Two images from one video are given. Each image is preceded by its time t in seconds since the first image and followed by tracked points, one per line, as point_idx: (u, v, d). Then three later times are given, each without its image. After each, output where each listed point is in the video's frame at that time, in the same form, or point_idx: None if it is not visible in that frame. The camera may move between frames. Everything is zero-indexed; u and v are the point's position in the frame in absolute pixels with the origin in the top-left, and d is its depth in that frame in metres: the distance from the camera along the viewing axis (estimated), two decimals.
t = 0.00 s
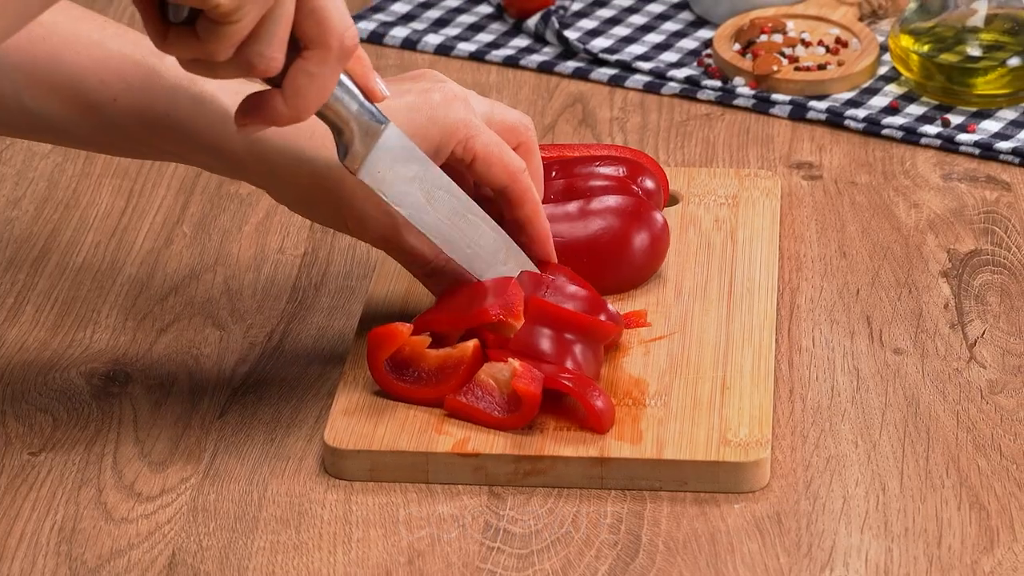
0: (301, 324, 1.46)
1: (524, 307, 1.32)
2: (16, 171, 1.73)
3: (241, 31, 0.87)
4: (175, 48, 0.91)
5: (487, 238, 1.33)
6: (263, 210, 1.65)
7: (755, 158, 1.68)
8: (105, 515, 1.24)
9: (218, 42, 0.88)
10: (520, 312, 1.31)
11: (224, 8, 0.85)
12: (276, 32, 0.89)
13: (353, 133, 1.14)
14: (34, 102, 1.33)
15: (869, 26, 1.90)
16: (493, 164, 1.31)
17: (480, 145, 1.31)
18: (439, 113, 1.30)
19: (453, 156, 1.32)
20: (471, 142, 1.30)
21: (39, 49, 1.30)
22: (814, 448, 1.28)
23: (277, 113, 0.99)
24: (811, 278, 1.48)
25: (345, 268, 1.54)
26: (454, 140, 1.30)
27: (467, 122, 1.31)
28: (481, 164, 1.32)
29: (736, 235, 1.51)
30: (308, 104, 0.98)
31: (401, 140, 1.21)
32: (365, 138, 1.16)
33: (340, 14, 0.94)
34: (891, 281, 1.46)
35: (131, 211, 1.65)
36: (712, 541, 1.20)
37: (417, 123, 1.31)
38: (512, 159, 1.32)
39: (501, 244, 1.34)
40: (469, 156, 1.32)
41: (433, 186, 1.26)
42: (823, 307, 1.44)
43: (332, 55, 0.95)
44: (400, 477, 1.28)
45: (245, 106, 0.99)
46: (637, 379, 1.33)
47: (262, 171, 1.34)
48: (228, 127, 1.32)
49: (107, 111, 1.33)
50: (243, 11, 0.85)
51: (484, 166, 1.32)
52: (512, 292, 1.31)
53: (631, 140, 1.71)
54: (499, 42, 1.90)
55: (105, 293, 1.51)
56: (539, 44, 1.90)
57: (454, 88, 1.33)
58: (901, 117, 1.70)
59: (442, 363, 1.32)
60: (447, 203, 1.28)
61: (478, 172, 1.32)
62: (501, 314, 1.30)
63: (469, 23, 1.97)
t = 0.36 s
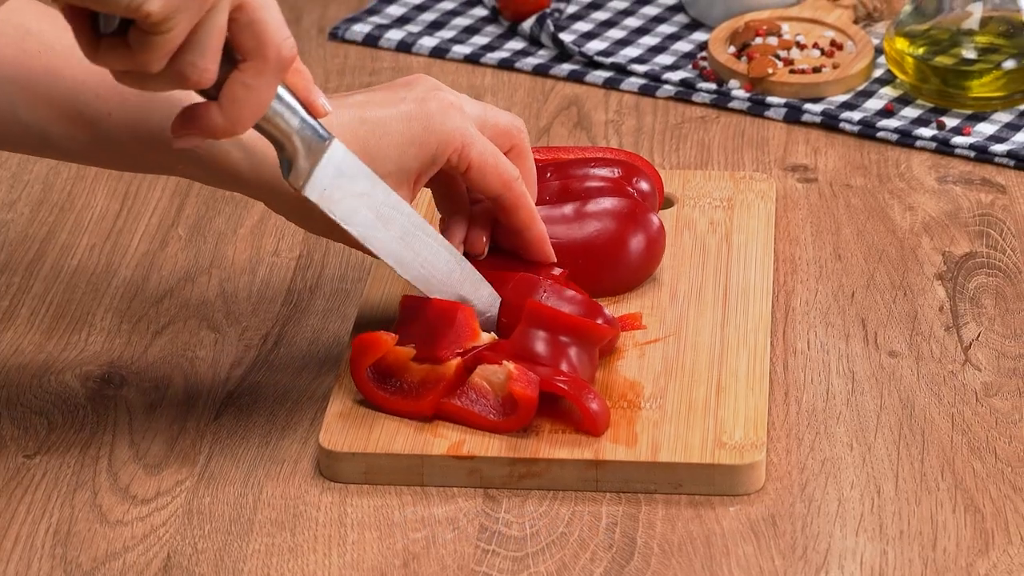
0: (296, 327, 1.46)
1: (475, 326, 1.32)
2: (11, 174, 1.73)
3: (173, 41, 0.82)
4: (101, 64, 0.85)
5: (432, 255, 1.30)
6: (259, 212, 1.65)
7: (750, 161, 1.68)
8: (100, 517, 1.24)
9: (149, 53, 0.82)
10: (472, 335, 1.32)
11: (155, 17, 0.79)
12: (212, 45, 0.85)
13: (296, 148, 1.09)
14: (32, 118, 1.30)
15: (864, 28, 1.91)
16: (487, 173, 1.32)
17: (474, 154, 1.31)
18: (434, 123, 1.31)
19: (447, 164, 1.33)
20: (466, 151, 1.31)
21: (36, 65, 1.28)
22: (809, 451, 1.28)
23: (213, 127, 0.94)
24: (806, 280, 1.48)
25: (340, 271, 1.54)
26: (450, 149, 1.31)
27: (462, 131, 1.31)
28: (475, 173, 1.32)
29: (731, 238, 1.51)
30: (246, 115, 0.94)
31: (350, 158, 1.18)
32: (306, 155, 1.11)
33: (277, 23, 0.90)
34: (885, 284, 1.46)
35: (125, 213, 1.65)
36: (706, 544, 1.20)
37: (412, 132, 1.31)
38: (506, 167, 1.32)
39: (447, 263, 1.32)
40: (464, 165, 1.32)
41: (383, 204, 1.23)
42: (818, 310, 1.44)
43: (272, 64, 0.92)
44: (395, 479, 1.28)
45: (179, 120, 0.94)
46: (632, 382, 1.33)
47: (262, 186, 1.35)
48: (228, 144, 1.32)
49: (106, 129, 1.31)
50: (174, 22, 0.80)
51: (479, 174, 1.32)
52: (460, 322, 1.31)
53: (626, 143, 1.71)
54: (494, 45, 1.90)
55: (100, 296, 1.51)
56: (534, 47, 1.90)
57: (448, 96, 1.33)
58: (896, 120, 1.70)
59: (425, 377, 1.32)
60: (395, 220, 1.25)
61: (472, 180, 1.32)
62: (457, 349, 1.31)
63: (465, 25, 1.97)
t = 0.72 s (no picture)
0: (290, 330, 1.46)
1: (462, 339, 1.32)
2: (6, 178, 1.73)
3: (118, 249, 0.97)
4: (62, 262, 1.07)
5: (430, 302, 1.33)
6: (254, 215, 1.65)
7: (745, 164, 1.68)
8: (95, 520, 1.24)
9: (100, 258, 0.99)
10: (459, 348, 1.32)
11: (92, 235, 0.95)
12: (167, 234, 1.00)
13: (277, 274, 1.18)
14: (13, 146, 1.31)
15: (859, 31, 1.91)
16: (461, 175, 1.33)
17: (448, 157, 1.32)
18: (403, 129, 1.31)
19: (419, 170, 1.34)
20: (438, 156, 1.32)
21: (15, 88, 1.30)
22: (804, 454, 1.28)
23: (188, 280, 1.10)
24: (801, 283, 1.48)
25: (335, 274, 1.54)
26: (422, 153, 1.32)
27: (434, 135, 1.32)
28: (450, 176, 1.34)
29: (726, 241, 1.51)
30: (219, 268, 1.08)
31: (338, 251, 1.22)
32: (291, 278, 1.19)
33: (232, 189, 1.01)
34: (880, 287, 1.47)
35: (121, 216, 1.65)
36: (701, 547, 1.20)
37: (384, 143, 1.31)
38: (480, 169, 1.34)
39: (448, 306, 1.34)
40: (436, 167, 1.33)
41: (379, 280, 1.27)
42: (813, 313, 1.44)
43: (231, 227, 1.03)
44: (390, 482, 1.28)
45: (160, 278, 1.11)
46: (627, 385, 1.33)
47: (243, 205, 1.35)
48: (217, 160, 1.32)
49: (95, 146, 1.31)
50: (110, 237, 0.95)
51: (453, 176, 1.34)
52: (446, 336, 1.32)
53: (621, 146, 1.71)
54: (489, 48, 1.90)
55: (95, 299, 1.51)
56: (529, 50, 1.90)
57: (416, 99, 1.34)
58: (891, 123, 1.70)
59: (418, 390, 1.31)
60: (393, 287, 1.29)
61: (447, 183, 1.34)
62: (445, 363, 1.31)
63: (460, 28, 1.97)
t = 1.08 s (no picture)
0: (286, 332, 1.46)
1: (455, 300, 1.29)
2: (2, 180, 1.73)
3: (145, 146, 0.91)
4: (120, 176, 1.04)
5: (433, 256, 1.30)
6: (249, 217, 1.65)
7: (740, 167, 1.68)
8: (90, 523, 1.24)
9: (124, 151, 0.92)
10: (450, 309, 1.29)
11: (121, 129, 0.90)
12: (190, 139, 0.94)
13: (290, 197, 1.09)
14: None
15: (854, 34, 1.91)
16: (435, 190, 1.31)
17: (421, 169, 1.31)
18: (377, 136, 1.31)
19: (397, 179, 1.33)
20: (411, 168, 1.31)
21: None
22: (799, 456, 1.28)
23: (214, 201, 1.02)
24: (796, 286, 1.48)
25: (330, 276, 1.54)
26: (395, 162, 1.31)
27: (407, 145, 1.31)
28: (423, 188, 1.32)
29: (721, 243, 1.51)
30: (240, 185, 1.00)
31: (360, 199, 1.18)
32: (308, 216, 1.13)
33: (248, 98, 0.95)
34: (876, 289, 1.46)
35: (116, 219, 1.65)
36: (697, 549, 1.20)
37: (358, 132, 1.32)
38: (453, 184, 1.32)
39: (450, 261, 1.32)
40: (411, 178, 1.32)
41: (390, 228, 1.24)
42: (808, 315, 1.44)
43: (243, 140, 0.97)
44: (386, 485, 1.28)
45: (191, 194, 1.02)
46: (622, 387, 1.33)
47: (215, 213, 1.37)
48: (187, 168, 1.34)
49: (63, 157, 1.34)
50: (138, 133, 0.90)
51: (428, 190, 1.32)
52: (440, 290, 1.29)
53: (616, 149, 1.71)
54: (484, 51, 1.91)
55: (90, 301, 1.51)
56: (524, 52, 1.90)
57: (396, 105, 1.33)
58: (886, 126, 1.70)
59: (407, 389, 1.31)
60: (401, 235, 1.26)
61: (421, 194, 1.32)
62: (428, 313, 1.29)
63: (455, 31, 1.97)
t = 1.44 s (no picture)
0: (281, 334, 1.46)
1: (478, 295, 1.31)
2: None
3: (121, 264, 1.04)
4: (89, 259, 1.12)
5: (457, 249, 1.32)
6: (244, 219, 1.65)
7: (735, 169, 1.68)
8: (86, 525, 1.24)
9: (104, 270, 1.05)
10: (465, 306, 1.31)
11: (93, 253, 1.02)
12: (169, 241, 1.04)
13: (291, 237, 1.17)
14: None
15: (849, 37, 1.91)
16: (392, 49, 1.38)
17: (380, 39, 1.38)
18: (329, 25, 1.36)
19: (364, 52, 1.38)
20: (366, 41, 1.37)
21: None
22: (794, 459, 1.28)
23: (204, 277, 1.15)
24: (792, 288, 1.48)
25: (325, 278, 1.54)
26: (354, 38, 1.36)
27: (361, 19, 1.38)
28: (384, 58, 1.39)
29: (716, 246, 1.51)
30: (229, 263, 1.11)
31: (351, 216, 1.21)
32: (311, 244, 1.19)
33: (226, 195, 1.03)
34: (871, 292, 1.46)
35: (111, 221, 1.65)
36: (692, 552, 1.20)
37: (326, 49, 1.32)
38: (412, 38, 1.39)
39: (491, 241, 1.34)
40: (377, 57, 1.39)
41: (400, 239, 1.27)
42: (803, 318, 1.44)
43: (225, 230, 1.05)
44: (381, 488, 1.28)
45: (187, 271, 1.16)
46: (617, 390, 1.33)
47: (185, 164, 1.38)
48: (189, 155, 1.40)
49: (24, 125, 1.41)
50: (109, 254, 1.02)
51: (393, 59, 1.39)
52: (461, 289, 1.31)
53: (612, 151, 1.71)
54: (479, 54, 1.91)
55: (85, 303, 1.51)
56: (519, 55, 1.90)
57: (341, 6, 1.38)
58: (881, 128, 1.70)
59: (402, 392, 1.31)
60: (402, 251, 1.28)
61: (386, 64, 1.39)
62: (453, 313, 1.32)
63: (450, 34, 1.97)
